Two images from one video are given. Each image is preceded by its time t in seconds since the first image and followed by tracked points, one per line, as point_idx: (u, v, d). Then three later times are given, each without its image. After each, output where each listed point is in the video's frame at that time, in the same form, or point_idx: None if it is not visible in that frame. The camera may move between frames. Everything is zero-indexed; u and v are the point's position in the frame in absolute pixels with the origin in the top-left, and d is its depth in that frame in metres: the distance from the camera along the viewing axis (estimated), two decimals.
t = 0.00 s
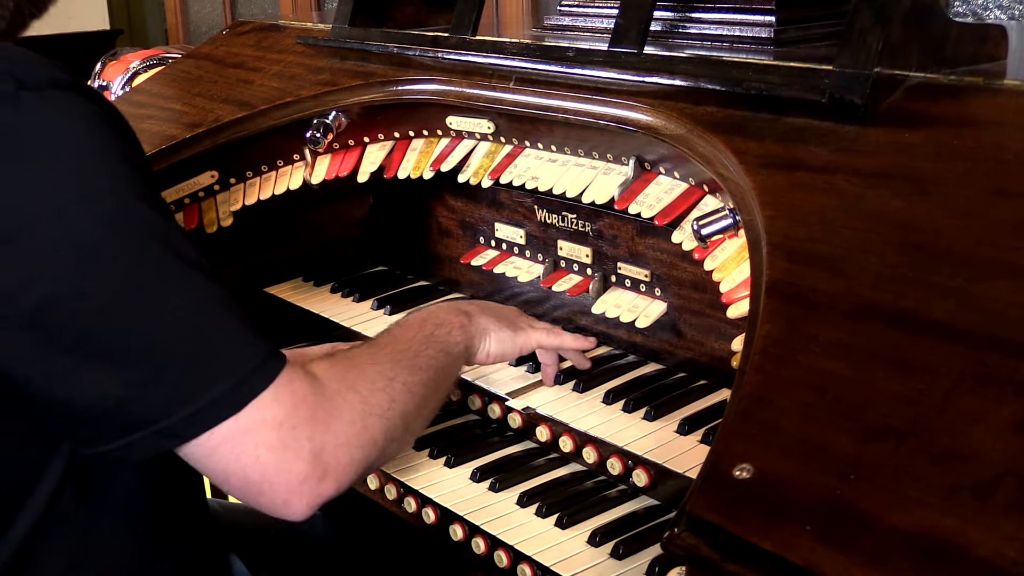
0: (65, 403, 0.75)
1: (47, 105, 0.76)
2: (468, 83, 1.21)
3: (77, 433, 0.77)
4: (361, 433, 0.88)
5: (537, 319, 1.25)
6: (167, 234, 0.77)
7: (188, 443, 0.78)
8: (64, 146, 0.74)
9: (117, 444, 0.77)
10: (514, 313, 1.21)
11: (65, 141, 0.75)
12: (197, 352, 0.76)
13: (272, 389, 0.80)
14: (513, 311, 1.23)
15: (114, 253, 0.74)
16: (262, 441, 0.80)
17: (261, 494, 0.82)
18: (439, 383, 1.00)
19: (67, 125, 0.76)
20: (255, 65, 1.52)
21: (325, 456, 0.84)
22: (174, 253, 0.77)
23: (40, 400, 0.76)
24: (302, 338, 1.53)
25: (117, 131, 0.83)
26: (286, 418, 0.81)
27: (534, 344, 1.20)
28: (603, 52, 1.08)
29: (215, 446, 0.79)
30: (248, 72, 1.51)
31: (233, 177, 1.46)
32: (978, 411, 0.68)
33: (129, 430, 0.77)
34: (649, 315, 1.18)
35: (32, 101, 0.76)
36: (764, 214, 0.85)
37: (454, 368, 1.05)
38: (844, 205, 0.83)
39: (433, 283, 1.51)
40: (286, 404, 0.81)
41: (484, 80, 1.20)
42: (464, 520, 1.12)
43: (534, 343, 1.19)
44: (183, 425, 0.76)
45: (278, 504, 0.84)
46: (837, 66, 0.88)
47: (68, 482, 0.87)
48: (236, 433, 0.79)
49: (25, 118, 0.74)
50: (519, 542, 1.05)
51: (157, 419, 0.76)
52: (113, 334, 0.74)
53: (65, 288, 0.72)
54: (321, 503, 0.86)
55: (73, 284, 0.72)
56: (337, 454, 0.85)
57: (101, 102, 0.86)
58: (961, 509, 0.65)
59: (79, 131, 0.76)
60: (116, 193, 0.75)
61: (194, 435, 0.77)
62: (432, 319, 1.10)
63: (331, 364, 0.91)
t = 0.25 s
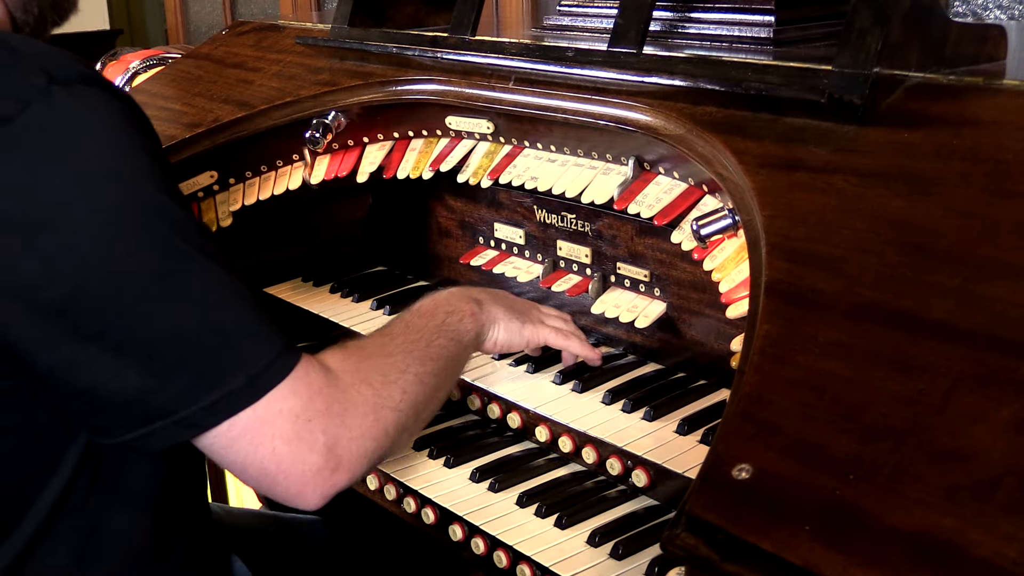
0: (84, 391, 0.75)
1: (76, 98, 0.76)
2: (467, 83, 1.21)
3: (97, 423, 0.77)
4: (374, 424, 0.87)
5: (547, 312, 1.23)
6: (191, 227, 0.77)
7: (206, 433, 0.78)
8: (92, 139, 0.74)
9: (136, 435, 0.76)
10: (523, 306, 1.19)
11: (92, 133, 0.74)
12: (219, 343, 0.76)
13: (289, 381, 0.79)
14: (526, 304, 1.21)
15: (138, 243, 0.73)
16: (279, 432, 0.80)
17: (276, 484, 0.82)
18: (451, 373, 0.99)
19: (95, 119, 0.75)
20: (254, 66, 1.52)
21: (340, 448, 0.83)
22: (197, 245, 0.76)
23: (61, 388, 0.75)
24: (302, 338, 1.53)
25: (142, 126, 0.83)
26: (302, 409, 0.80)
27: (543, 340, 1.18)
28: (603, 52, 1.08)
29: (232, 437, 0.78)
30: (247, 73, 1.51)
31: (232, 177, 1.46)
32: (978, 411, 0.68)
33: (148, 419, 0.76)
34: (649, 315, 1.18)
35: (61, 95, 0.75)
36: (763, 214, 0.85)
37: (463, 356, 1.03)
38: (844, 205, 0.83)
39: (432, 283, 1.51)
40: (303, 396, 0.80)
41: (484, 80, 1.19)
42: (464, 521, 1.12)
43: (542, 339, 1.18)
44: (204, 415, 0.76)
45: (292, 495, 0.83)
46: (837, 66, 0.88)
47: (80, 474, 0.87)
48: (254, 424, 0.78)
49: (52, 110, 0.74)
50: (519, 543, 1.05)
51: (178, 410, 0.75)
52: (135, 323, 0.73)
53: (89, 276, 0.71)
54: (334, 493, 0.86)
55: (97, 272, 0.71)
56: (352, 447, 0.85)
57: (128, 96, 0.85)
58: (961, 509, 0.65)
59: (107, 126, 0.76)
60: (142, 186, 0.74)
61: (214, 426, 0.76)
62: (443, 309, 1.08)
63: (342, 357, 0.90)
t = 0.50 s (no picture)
0: (86, 398, 0.74)
1: (94, 106, 0.75)
2: (468, 83, 1.21)
3: (99, 429, 0.76)
4: (368, 444, 0.87)
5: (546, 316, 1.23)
6: (200, 240, 0.77)
7: (203, 446, 0.78)
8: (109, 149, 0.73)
9: (136, 442, 0.76)
10: (521, 312, 1.18)
11: (108, 143, 0.74)
12: (224, 356, 0.76)
13: (287, 400, 0.79)
14: (522, 310, 1.20)
15: (146, 255, 0.73)
16: (275, 449, 0.80)
17: (268, 501, 0.82)
18: (444, 387, 0.99)
19: (113, 128, 0.75)
20: (254, 66, 1.52)
21: (333, 467, 0.84)
22: (205, 258, 0.76)
23: (65, 394, 0.75)
24: (302, 338, 1.53)
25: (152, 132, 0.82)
26: (298, 428, 0.80)
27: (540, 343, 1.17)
28: (603, 52, 1.08)
29: (228, 453, 0.79)
30: (247, 73, 1.51)
31: (232, 177, 1.46)
32: (978, 411, 0.68)
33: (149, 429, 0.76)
34: (649, 315, 1.18)
35: (80, 102, 0.74)
36: (763, 214, 0.85)
37: (457, 371, 1.03)
38: (844, 205, 0.83)
39: (432, 283, 1.51)
40: (299, 415, 0.80)
41: (484, 80, 1.19)
42: (464, 521, 1.12)
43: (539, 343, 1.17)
44: (204, 427, 0.76)
45: (285, 512, 0.83)
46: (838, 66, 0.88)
47: (86, 479, 0.87)
48: (250, 440, 0.79)
49: (71, 118, 0.73)
50: (519, 542, 1.05)
51: (179, 421, 0.75)
52: (140, 334, 0.73)
53: (96, 285, 0.71)
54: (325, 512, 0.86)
55: (105, 282, 0.71)
56: (345, 466, 0.85)
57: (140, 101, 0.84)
58: (960, 509, 0.65)
59: (124, 135, 0.75)
60: (155, 197, 0.74)
61: (215, 435, 0.76)
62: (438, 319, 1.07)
63: (338, 373, 0.90)
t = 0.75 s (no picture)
0: (95, 394, 0.74)
1: (117, 101, 0.73)
2: (468, 83, 1.21)
3: (103, 423, 0.76)
4: (363, 453, 0.87)
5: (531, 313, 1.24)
6: (214, 241, 0.76)
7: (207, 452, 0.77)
8: (128, 145, 0.72)
9: (139, 439, 0.76)
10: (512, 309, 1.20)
11: (133, 142, 0.73)
12: (231, 359, 0.76)
13: (291, 408, 0.80)
14: (482, 312, 1.17)
15: (159, 254, 0.73)
16: (275, 456, 0.79)
17: (263, 514, 0.81)
18: (417, 394, 0.98)
19: (135, 123, 0.73)
20: (255, 66, 1.52)
21: (332, 477, 0.83)
22: (217, 260, 0.76)
23: (72, 387, 0.75)
24: (302, 338, 1.53)
25: (173, 128, 0.81)
26: (300, 435, 0.80)
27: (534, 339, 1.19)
28: (604, 52, 1.08)
29: (228, 460, 0.78)
30: (248, 73, 1.51)
31: (233, 177, 1.47)
32: (978, 411, 0.68)
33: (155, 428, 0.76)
34: (649, 315, 1.18)
35: (102, 97, 0.73)
36: (764, 214, 0.85)
37: (428, 377, 1.01)
38: (844, 205, 0.83)
39: (433, 283, 1.52)
40: (301, 422, 0.80)
41: (484, 80, 1.20)
42: (464, 521, 1.12)
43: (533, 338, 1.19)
44: (207, 429, 0.76)
45: (282, 525, 0.82)
46: (838, 66, 0.88)
47: (96, 477, 0.87)
48: (250, 448, 0.78)
49: (96, 113, 0.72)
50: (519, 542, 1.05)
51: (182, 422, 0.75)
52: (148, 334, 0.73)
53: (109, 281, 0.71)
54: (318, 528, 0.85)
55: (121, 280, 0.71)
56: (342, 476, 0.84)
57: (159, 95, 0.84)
58: (961, 509, 0.65)
59: (145, 131, 0.74)
60: (171, 198, 0.73)
61: (221, 439, 0.76)
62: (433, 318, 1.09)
63: (331, 381, 0.90)
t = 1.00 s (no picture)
0: (110, 395, 0.75)
1: (141, 106, 0.74)
2: (468, 83, 1.21)
3: (116, 426, 0.76)
4: (374, 462, 0.87)
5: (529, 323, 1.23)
6: (233, 246, 0.76)
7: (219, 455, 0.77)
8: (150, 149, 0.72)
9: (149, 442, 0.76)
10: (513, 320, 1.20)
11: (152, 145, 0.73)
12: (245, 364, 0.76)
13: (303, 415, 0.79)
14: (490, 311, 1.19)
15: (176, 257, 0.73)
16: (285, 465, 0.79)
17: (274, 519, 0.81)
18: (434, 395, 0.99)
19: (158, 127, 0.74)
20: (256, 65, 1.52)
21: (342, 484, 0.83)
22: (234, 265, 0.76)
23: (86, 387, 0.75)
24: (303, 338, 1.53)
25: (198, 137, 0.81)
26: (310, 444, 0.80)
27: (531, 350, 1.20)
28: (603, 52, 1.08)
29: (240, 465, 0.78)
30: (249, 72, 1.51)
31: (233, 177, 1.47)
32: (978, 411, 0.68)
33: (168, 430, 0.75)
34: (649, 315, 1.18)
35: (127, 101, 0.73)
36: (764, 214, 0.85)
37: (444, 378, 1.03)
38: (844, 205, 0.83)
39: (433, 283, 1.52)
40: (311, 430, 0.80)
41: (484, 80, 1.20)
42: (464, 521, 1.12)
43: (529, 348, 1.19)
44: (219, 433, 0.75)
45: (291, 531, 0.82)
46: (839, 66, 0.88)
47: (103, 477, 0.88)
48: (261, 455, 0.78)
49: (117, 115, 0.73)
50: (519, 542, 1.05)
51: (193, 426, 0.75)
52: (161, 336, 0.73)
53: (125, 282, 0.72)
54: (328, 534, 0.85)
55: (137, 280, 0.72)
56: (353, 483, 0.84)
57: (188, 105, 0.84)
58: (960, 509, 0.65)
59: (167, 135, 0.74)
60: (190, 201, 0.73)
61: (233, 443, 0.76)
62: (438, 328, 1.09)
63: (344, 388, 0.89)
